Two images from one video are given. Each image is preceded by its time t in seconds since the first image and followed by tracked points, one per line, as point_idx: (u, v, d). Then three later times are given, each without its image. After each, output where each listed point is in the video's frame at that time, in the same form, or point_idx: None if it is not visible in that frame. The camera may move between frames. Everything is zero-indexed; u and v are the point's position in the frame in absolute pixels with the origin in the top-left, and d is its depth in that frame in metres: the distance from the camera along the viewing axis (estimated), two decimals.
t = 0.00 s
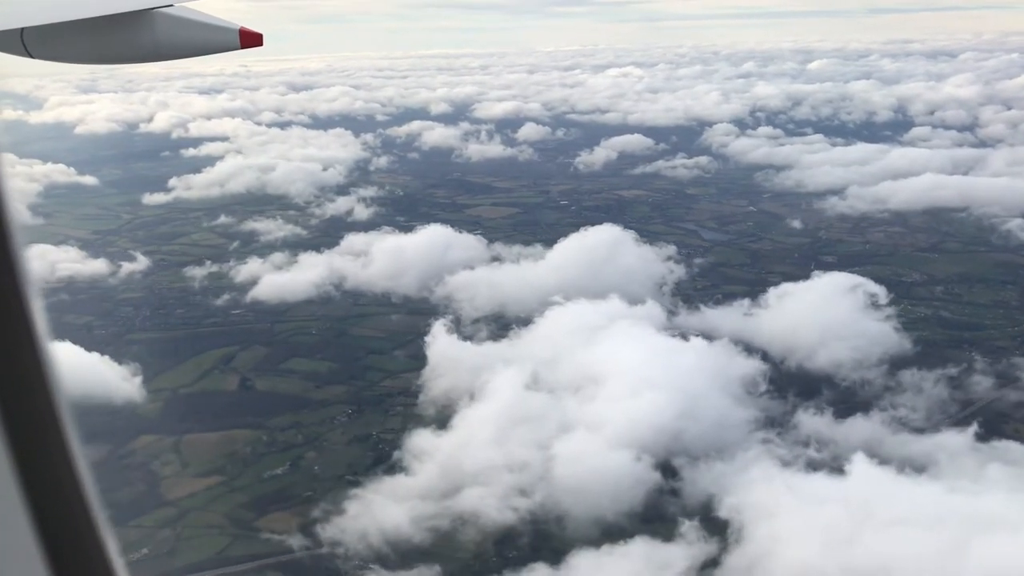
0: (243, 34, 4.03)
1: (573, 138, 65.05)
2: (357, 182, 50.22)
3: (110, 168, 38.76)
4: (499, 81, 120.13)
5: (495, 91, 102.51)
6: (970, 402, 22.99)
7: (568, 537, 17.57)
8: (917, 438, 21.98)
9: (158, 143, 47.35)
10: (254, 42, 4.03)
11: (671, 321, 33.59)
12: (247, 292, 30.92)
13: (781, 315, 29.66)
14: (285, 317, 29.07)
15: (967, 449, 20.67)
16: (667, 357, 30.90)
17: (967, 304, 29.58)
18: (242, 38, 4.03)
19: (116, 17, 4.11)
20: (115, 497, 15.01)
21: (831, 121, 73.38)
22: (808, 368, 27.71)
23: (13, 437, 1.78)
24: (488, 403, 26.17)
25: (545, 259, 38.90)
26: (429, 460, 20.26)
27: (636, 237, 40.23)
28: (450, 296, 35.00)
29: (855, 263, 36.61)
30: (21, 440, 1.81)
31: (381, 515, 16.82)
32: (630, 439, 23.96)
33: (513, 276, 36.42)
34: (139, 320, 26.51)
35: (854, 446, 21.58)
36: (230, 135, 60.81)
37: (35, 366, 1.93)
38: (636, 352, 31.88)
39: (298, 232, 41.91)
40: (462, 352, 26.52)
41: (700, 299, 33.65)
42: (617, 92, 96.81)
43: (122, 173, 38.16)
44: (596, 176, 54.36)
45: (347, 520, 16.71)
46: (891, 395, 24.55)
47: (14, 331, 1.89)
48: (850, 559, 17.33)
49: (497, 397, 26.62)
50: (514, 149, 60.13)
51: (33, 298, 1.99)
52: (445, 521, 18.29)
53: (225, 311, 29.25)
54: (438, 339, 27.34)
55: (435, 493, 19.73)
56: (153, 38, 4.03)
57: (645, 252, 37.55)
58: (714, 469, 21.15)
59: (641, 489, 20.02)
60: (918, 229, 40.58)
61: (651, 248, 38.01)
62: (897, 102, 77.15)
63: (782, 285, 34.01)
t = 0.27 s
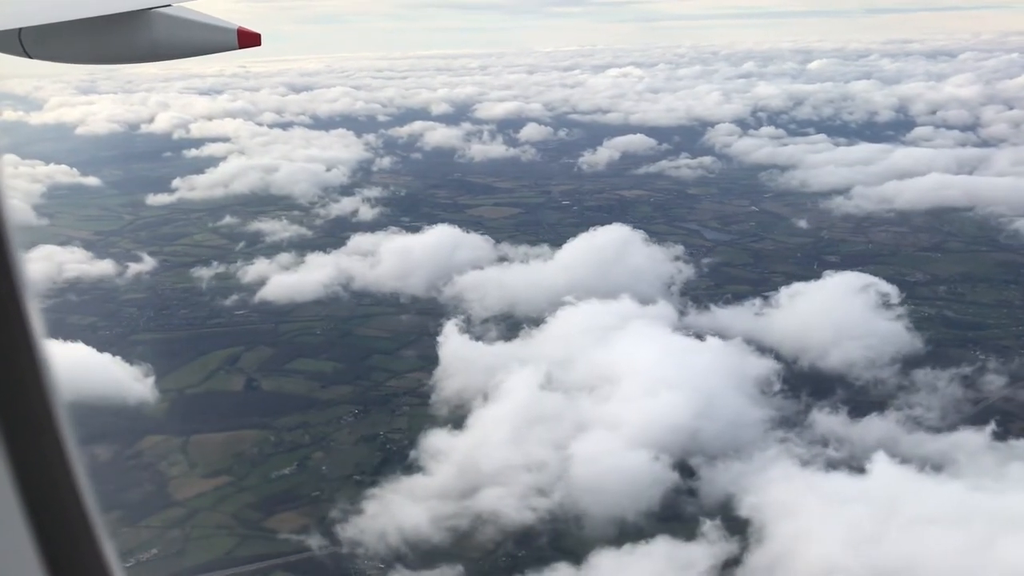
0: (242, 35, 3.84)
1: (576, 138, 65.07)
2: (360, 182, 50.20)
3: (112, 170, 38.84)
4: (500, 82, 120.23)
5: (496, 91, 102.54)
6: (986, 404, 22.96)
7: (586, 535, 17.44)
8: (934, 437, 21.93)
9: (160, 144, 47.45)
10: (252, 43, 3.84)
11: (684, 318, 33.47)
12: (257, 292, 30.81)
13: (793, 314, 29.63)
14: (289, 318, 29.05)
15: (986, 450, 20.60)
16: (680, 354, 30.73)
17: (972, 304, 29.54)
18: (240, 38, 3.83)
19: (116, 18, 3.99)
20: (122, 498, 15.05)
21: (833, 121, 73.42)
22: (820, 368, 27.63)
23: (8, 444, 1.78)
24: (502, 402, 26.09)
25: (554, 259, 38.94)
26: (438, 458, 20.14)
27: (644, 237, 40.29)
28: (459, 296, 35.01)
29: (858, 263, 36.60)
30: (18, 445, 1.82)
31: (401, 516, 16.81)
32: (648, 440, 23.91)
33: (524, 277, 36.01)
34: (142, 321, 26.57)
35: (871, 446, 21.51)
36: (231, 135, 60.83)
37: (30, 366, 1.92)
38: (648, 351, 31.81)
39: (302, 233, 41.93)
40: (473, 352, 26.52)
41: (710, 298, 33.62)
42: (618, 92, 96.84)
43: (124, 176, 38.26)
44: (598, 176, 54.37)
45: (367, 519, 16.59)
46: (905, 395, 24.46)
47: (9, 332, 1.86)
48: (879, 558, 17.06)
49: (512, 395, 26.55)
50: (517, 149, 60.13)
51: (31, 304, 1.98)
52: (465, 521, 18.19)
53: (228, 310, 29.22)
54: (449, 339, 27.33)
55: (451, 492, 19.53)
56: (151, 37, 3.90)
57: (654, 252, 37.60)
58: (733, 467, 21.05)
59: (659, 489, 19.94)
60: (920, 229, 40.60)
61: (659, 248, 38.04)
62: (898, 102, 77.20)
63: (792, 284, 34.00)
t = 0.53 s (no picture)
0: (242, 35, 3.80)
1: (579, 138, 65.18)
2: (365, 183, 50.26)
3: (116, 172, 38.97)
4: (501, 83, 120.37)
5: (498, 92, 102.61)
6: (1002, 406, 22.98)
7: (604, 535, 17.42)
8: (951, 437, 21.95)
9: (163, 146, 47.62)
10: (252, 43, 3.80)
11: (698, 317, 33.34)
12: (267, 293, 30.86)
13: (805, 314, 29.59)
14: (294, 319, 29.08)
15: (1005, 451, 20.58)
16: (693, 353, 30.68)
17: (976, 305, 29.61)
18: (240, 38, 3.79)
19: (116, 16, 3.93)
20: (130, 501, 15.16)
21: (836, 122, 73.49)
22: (834, 367, 27.54)
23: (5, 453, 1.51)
24: (518, 402, 26.11)
25: (564, 260, 39.04)
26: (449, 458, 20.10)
27: (654, 239, 40.39)
28: (469, 296, 35.10)
29: (862, 263, 36.60)
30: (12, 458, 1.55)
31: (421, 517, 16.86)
32: (667, 441, 24.03)
33: (534, 278, 35.83)
34: (147, 322, 26.68)
35: (887, 446, 21.51)
36: (234, 137, 60.99)
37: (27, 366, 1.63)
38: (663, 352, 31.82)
39: (310, 234, 42.01)
40: (486, 353, 26.51)
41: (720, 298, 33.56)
42: (620, 93, 96.90)
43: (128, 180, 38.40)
44: (601, 177, 54.43)
45: (386, 520, 16.70)
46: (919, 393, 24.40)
47: (7, 332, 1.60)
48: (904, 559, 16.94)
49: (527, 397, 26.55)
50: (521, 150, 60.23)
51: (31, 303, 1.73)
52: (485, 522, 18.21)
53: (234, 312, 29.25)
54: (461, 341, 27.32)
55: (467, 496, 19.64)
56: (151, 37, 3.85)
57: (664, 253, 37.72)
58: (751, 467, 21.05)
59: (677, 489, 19.95)
60: (923, 229, 40.61)
61: (668, 249, 38.15)
62: (901, 102, 77.27)
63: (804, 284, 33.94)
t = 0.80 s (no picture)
0: (242, 34, 3.77)
1: (583, 141, 65.24)
2: (370, 186, 50.20)
3: (119, 176, 38.97)
4: (503, 86, 120.46)
5: (500, 95, 102.61)
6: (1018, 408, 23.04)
7: (625, 536, 17.44)
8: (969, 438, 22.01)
9: (166, 149, 47.68)
10: (253, 43, 3.77)
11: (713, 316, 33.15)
12: (276, 295, 31.11)
13: (818, 316, 29.51)
14: (300, 321, 29.10)
15: None
16: (708, 357, 30.69)
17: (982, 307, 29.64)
18: (242, 38, 3.77)
19: (113, 20, 3.87)
20: (140, 503, 15.26)
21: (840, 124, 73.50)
22: (847, 370, 27.42)
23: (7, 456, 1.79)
24: (533, 404, 26.11)
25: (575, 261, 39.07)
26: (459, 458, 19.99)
27: (665, 239, 40.46)
28: (480, 298, 35.19)
29: (866, 266, 36.64)
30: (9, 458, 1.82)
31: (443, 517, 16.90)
32: (686, 442, 24.05)
33: (545, 278, 35.60)
34: (153, 325, 26.73)
35: (904, 447, 21.52)
36: (238, 140, 61.02)
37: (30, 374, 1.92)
38: (679, 356, 31.81)
39: (316, 236, 41.95)
40: (500, 355, 26.46)
41: (731, 299, 33.43)
42: (623, 96, 96.92)
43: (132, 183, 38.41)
44: (605, 179, 54.45)
45: (408, 521, 16.75)
46: (934, 396, 24.24)
47: (6, 340, 1.87)
48: (932, 559, 17.11)
49: (542, 399, 26.54)
50: (526, 152, 60.22)
51: (35, 332, 2.01)
52: (506, 523, 18.18)
53: (240, 314, 29.24)
54: (475, 342, 27.17)
55: (487, 496, 19.56)
56: (151, 37, 3.81)
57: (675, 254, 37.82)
58: (770, 468, 21.08)
59: (696, 490, 19.95)
60: (926, 232, 40.65)
61: (679, 251, 38.25)
62: (904, 104, 77.32)
63: (818, 288, 33.84)
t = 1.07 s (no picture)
0: (241, 33, 3.56)
1: (588, 144, 65.29)
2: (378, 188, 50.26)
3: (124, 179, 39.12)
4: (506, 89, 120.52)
5: (503, 97, 102.73)
6: None
7: (643, 536, 17.41)
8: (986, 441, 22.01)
9: (171, 152, 47.79)
10: (251, 42, 3.55)
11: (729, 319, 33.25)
12: (286, 296, 31.22)
13: (830, 317, 29.46)
14: (306, 324, 29.10)
15: None
16: (725, 359, 30.73)
17: (989, 310, 29.63)
18: (243, 38, 3.56)
19: (116, 20, 3.70)
20: (149, 503, 15.31)
21: (844, 128, 73.49)
22: (861, 372, 27.39)
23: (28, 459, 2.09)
24: (548, 408, 26.30)
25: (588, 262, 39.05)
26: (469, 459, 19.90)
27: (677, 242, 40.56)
28: (492, 300, 35.27)
29: (871, 269, 36.63)
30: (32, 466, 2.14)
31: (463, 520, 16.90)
32: (704, 444, 24.12)
33: (560, 281, 35.32)
34: (159, 327, 26.82)
35: (919, 450, 21.50)
36: (242, 142, 61.06)
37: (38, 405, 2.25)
38: (693, 359, 31.90)
39: (324, 239, 42.05)
40: (514, 357, 26.44)
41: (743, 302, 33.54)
42: (625, 99, 97.02)
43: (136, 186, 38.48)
44: (609, 181, 54.44)
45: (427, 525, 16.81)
46: (950, 398, 24.15)
47: (14, 345, 2.19)
48: (956, 560, 17.09)
49: (557, 403, 26.70)
50: (531, 155, 60.23)
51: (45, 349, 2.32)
52: (524, 526, 18.37)
53: (246, 316, 29.22)
54: (489, 345, 27.11)
55: (505, 499, 19.68)
56: (154, 34, 3.63)
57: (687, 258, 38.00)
58: (788, 471, 21.12)
59: (714, 492, 19.96)
60: (930, 235, 40.66)
61: (691, 255, 38.45)
62: (908, 107, 77.32)
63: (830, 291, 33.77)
